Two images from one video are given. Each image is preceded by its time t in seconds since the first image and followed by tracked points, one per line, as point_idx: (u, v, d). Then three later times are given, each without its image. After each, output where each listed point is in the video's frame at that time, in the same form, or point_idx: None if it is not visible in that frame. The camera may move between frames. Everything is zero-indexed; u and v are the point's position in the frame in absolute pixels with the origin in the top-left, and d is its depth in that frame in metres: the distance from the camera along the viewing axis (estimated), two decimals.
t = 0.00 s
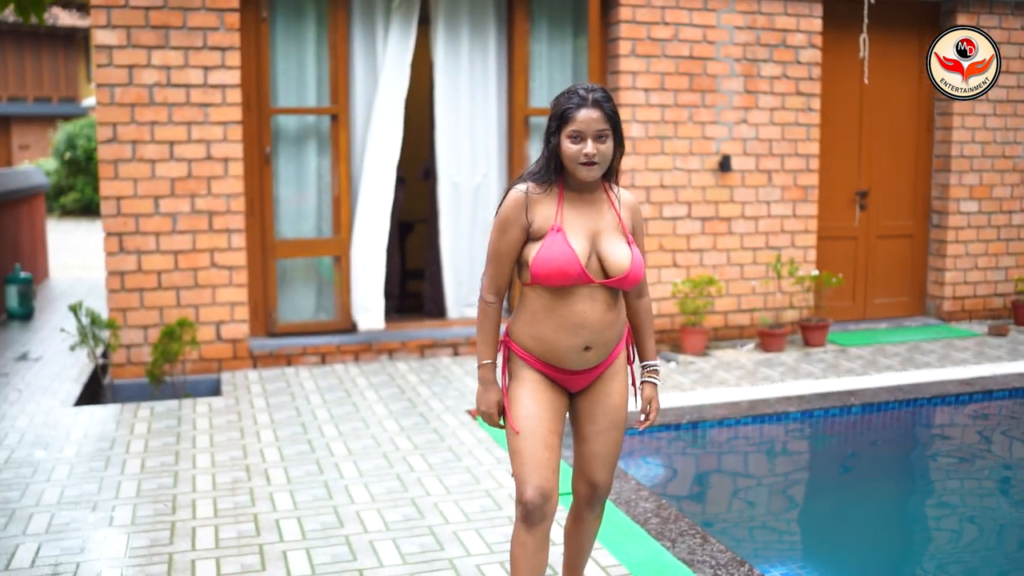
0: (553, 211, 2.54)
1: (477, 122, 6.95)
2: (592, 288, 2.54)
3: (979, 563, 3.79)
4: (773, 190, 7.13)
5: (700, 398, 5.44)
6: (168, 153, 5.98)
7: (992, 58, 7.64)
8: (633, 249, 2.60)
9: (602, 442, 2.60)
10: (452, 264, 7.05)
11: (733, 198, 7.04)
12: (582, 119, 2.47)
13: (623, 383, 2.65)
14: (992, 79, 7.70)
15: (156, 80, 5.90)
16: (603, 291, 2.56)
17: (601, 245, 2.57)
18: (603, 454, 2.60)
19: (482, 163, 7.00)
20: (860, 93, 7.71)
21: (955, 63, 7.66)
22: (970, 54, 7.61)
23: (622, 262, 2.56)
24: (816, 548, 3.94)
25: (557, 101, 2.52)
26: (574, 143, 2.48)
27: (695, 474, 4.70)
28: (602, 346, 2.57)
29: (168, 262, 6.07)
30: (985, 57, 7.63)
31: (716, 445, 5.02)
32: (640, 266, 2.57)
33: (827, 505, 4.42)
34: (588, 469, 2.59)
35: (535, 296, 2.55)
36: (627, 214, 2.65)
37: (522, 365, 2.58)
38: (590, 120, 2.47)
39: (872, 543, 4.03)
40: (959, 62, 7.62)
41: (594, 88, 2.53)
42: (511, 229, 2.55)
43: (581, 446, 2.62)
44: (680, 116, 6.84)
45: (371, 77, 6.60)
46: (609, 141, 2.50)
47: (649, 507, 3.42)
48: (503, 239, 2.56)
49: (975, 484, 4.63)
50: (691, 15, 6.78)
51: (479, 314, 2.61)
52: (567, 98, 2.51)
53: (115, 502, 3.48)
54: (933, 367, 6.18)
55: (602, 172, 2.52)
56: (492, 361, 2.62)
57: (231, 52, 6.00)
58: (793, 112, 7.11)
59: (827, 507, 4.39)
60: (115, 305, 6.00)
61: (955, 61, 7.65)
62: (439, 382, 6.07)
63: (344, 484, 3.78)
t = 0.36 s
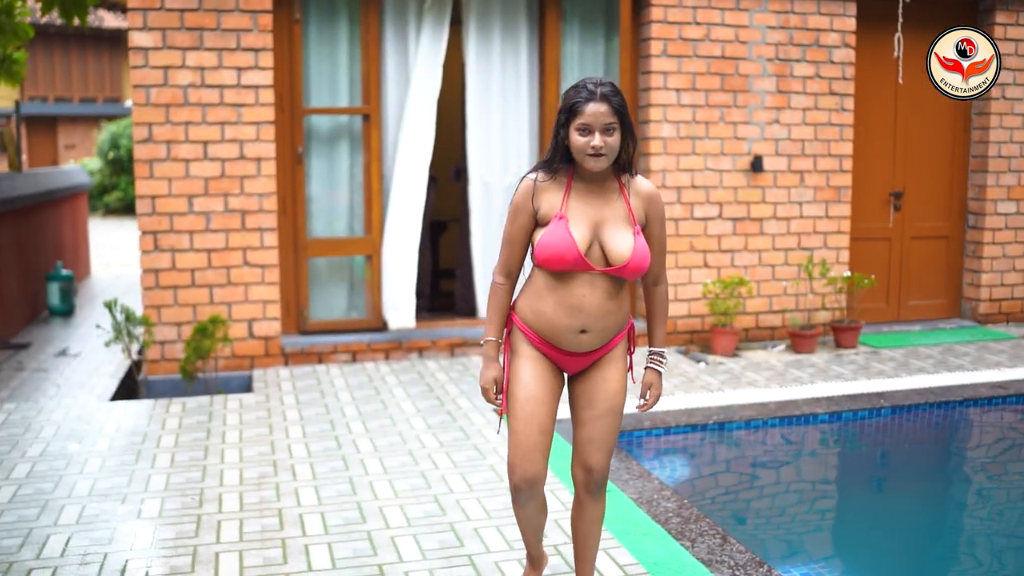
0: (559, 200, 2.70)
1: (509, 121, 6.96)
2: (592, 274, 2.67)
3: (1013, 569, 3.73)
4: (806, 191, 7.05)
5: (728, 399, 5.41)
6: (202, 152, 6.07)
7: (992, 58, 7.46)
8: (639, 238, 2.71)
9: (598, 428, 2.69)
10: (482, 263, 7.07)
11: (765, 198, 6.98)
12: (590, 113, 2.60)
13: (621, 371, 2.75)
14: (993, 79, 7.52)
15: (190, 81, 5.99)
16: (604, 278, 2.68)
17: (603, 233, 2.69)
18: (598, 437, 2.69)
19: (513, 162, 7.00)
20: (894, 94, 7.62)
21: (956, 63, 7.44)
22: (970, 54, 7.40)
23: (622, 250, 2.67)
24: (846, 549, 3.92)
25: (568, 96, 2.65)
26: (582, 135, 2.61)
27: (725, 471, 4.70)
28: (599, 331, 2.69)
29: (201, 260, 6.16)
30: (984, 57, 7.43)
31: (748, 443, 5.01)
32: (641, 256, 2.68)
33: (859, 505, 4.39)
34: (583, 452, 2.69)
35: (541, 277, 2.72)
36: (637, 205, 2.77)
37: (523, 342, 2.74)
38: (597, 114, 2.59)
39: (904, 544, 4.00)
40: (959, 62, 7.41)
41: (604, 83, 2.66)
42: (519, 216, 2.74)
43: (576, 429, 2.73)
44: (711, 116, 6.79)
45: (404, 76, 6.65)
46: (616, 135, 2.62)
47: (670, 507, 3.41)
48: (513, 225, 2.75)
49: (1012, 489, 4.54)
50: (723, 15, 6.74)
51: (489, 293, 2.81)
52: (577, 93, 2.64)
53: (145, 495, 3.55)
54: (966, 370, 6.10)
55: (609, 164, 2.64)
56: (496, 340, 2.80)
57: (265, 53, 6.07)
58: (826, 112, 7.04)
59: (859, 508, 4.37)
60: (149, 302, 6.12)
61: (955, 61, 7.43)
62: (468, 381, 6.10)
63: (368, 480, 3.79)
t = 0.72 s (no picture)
0: (551, 198, 2.79)
1: (534, 123, 6.86)
2: (583, 270, 2.74)
3: None
4: (834, 192, 6.99)
5: (752, 401, 5.38)
6: (230, 153, 6.14)
7: (992, 58, 7.41)
8: (628, 233, 2.75)
9: (598, 421, 2.71)
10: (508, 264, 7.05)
11: (792, 199, 6.92)
12: (581, 115, 2.67)
13: (616, 368, 2.78)
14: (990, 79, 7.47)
15: (218, 82, 6.06)
16: (595, 274, 2.74)
17: (593, 230, 2.75)
18: (597, 431, 2.70)
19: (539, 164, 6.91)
20: (924, 94, 7.53)
21: (956, 63, 7.34)
22: (970, 54, 7.32)
23: (609, 246, 2.72)
24: (869, 552, 3.89)
25: (561, 98, 2.73)
26: (573, 136, 2.68)
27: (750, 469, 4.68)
28: (593, 326, 2.74)
29: (228, 260, 6.24)
30: (985, 57, 7.40)
31: (774, 443, 4.98)
32: (628, 251, 2.71)
33: (887, 506, 4.35)
34: (583, 444, 2.70)
35: (537, 272, 2.81)
36: (628, 201, 2.81)
37: (521, 335, 2.82)
38: (589, 116, 2.66)
39: (929, 548, 3.96)
40: (959, 62, 7.33)
41: (596, 85, 2.72)
42: (514, 212, 2.85)
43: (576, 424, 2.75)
44: (738, 117, 6.75)
45: (430, 77, 6.67)
46: (607, 136, 2.69)
47: (687, 508, 3.40)
48: (510, 221, 2.87)
49: None
50: (750, 15, 6.69)
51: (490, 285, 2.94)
52: (570, 95, 2.71)
53: (167, 491, 3.60)
54: (995, 374, 6.02)
55: (601, 163, 2.71)
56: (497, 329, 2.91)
57: (292, 55, 6.13)
58: (854, 112, 6.97)
59: (887, 508, 4.33)
60: (178, 301, 6.21)
61: (955, 61, 7.34)
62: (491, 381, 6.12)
63: (387, 479, 3.81)
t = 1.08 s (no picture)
0: (537, 206, 2.93)
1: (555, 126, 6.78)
2: (568, 275, 2.85)
3: None
4: (858, 193, 6.93)
5: (771, 403, 5.34)
6: (252, 154, 6.19)
7: (992, 58, 6.89)
8: (610, 238, 2.85)
9: (590, 418, 2.80)
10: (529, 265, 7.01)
11: (815, 201, 6.87)
12: (567, 124, 2.80)
13: (604, 368, 2.88)
14: (991, 79, 6.98)
15: (241, 84, 6.12)
16: (580, 279, 2.85)
17: (575, 236, 2.87)
18: (591, 428, 2.78)
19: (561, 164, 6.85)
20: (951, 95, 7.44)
21: (956, 64, 6.86)
22: (970, 54, 6.84)
23: (591, 251, 2.84)
24: (889, 554, 3.85)
25: (548, 108, 2.86)
26: (559, 145, 2.82)
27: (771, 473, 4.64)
28: (580, 327, 2.85)
29: (251, 259, 6.29)
30: (986, 56, 6.91)
31: (798, 449, 4.93)
32: (608, 257, 2.81)
33: (912, 510, 4.29)
34: (579, 441, 2.78)
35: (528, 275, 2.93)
36: (610, 206, 2.92)
37: (513, 334, 2.95)
38: (575, 126, 2.80)
39: (953, 552, 3.90)
40: (959, 63, 6.83)
41: (582, 96, 2.86)
42: (503, 218, 3.01)
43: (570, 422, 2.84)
44: (760, 118, 6.70)
45: (452, 78, 6.69)
46: (591, 145, 2.83)
47: (699, 512, 3.39)
48: (500, 226, 3.03)
49: None
50: (774, 15, 6.65)
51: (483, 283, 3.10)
52: (557, 105, 2.84)
53: (183, 488, 3.64)
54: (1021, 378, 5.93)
55: (585, 171, 2.84)
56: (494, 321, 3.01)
57: (314, 57, 6.17)
58: (878, 113, 6.90)
59: (912, 513, 4.26)
60: (200, 300, 6.27)
61: (955, 61, 6.85)
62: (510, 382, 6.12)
63: (400, 479, 3.83)
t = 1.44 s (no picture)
0: (528, 208, 3.02)
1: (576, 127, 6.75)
2: (562, 274, 2.97)
3: None
4: (880, 195, 6.86)
5: (788, 406, 5.31)
6: (272, 155, 6.24)
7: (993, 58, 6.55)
8: (601, 237, 2.97)
9: (603, 406, 2.91)
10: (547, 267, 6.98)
11: (837, 202, 6.80)
12: (557, 128, 2.89)
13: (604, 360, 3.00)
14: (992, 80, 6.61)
15: (261, 86, 6.17)
16: (574, 277, 2.97)
17: (566, 237, 2.98)
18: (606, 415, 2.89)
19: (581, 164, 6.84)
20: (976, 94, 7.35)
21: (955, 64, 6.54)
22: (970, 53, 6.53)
23: (583, 251, 2.95)
24: (909, 556, 3.80)
25: (538, 112, 2.94)
26: (549, 149, 2.91)
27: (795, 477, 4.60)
28: (578, 323, 2.96)
29: (271, 260, 6.34)
30: (986, 56, 6.58)
31: (824, 452, 4.88)
32: (600, 256, 2.94)
33: (935, 513, 4.22)
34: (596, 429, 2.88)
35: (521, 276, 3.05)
36: (599, 204, 3.03)
37: (514, 332, 3.06)
38: (565, 130, 2.89)
39: (974, 555, 3.83)
40: (959, 63, 6.54)
41: (571, 99, 2.94)
42: (492, 218, 3.10)
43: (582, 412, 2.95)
44: (781, 119, 6.65)
45: (472, 79, 6.70)
46: (581, 147, 2.92)
47: (709, 515, 3.38)
48: (488, 224, 3.12)
49: None
50: (795, 15, 6.60)
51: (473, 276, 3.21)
52: (547, 109, 2.92)
53: (197, 487, 3.67)
54: None
55: (575, 173, 2.94)
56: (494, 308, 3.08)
57: (333, 59, 6.21)
58: (901, 113, 6.83)
59: (935, 516, 4.20)
60: (220, 301, 6.32)
61: (955, 61, 6.54)
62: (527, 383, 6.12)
63: (412, 479, 3.84)
